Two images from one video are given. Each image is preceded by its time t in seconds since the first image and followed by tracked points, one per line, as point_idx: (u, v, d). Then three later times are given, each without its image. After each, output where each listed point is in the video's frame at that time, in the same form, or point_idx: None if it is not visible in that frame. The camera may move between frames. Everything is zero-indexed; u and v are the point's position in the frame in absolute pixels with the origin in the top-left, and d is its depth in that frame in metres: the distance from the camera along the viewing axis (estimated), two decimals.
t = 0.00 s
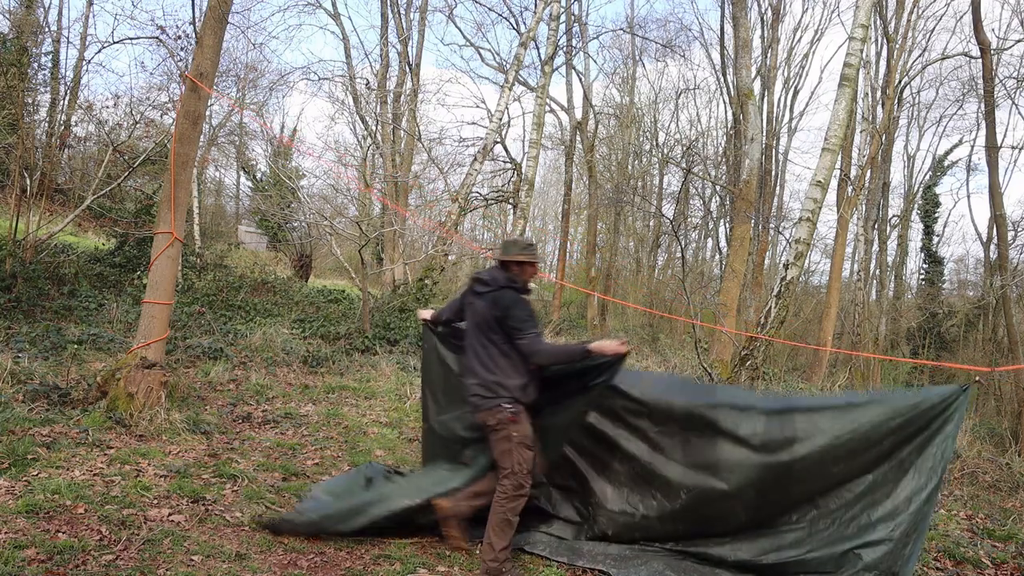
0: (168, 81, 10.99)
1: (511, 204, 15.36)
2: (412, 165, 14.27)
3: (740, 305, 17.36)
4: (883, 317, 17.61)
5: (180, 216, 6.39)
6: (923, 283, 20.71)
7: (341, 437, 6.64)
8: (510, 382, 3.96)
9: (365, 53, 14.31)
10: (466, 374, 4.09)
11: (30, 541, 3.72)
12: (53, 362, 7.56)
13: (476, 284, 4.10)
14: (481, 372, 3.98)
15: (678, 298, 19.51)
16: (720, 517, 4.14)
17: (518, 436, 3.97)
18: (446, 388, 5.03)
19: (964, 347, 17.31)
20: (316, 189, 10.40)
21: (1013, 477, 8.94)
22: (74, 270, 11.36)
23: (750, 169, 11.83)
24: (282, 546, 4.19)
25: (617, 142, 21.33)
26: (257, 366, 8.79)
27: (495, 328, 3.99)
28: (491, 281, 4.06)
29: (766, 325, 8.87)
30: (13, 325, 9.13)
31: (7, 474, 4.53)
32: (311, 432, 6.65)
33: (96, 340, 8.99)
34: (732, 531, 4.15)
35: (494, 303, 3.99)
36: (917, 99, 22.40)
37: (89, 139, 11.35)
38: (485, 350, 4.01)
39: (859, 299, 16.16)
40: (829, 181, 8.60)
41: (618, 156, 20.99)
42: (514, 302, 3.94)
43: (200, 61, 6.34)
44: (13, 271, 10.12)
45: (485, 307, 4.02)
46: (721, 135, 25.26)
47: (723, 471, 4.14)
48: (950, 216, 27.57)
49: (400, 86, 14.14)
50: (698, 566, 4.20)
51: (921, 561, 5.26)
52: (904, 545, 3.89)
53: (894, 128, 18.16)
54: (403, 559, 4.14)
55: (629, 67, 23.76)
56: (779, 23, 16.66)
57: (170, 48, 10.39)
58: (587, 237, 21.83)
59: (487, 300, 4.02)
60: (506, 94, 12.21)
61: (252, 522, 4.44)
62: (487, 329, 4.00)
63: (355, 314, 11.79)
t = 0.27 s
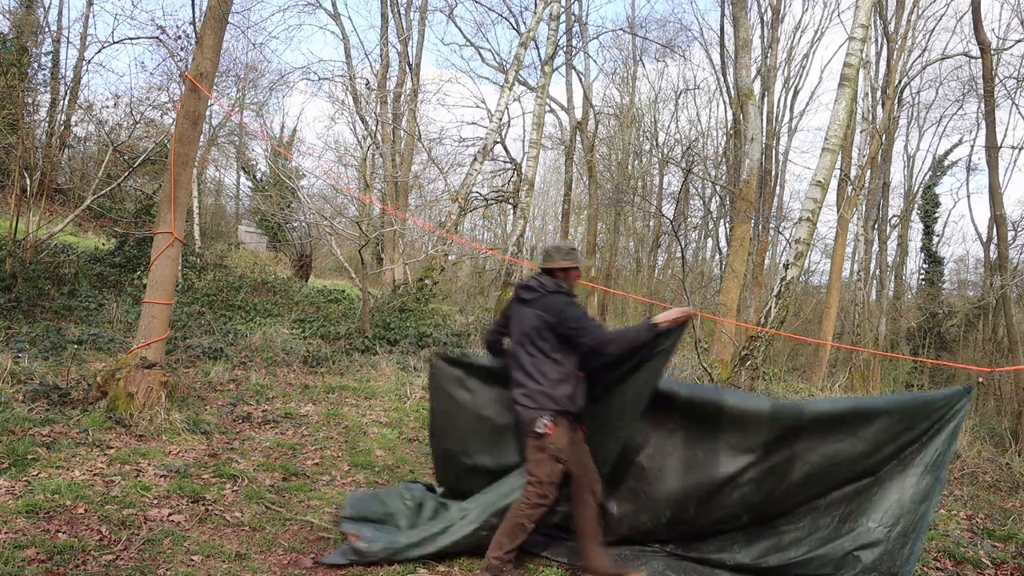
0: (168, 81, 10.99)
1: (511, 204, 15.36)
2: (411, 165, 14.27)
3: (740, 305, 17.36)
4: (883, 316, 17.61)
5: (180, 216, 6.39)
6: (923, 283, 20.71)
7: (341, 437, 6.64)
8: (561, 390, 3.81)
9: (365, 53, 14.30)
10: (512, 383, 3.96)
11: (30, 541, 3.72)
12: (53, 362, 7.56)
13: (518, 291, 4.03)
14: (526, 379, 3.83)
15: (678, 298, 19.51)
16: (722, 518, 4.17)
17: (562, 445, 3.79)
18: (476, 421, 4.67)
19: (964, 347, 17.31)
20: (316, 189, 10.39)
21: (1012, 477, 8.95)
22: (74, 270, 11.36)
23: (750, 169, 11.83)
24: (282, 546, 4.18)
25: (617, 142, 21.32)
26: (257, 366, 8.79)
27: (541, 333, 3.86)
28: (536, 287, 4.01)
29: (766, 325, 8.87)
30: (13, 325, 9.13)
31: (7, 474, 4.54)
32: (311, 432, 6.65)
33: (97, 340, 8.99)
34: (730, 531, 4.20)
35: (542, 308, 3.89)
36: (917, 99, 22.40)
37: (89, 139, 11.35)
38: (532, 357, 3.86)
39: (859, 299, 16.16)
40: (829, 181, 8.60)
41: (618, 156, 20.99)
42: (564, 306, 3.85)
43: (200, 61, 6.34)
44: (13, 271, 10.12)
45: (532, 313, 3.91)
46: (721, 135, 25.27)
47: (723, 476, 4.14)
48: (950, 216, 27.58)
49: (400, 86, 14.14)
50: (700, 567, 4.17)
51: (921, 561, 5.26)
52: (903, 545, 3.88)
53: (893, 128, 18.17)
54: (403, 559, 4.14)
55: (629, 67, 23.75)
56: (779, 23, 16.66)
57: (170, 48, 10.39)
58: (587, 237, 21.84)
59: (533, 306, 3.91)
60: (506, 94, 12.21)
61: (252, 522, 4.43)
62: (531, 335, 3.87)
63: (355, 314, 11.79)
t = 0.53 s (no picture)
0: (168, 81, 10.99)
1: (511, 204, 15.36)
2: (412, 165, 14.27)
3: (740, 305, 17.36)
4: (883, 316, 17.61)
5: (180, 216, 6.39)
6: (923, 283, 20.72)
7: (341, 437, 6.64)
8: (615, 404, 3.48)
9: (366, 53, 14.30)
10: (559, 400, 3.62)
11: (30, 541, 3.72)
12: (53, 362, 7.56)
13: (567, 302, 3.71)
14: (581, 395, 3.49)
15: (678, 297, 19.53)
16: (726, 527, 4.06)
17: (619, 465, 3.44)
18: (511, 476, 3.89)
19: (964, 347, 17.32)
20: (316, 189, 10.39)
21: (1012, 477, 8.95)
22: (74, 270, 11.36)
23: (750, 169, 11.83)
24: (282, 546, 4.18)
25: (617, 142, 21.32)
26: (258, 366, 8.79)
27: (598, 344, 3.53)
28: (586, 297, 3.68)
29: (766, 325, 8.87)
30: (13, 326, 9.13)
31: (7, 474, 4.53)
32: (311, 432, 6.65)
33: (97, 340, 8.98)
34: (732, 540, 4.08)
35: (593, 318, 3.56)
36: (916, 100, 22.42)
37: (89, 139, 11.34)
38: (583, 370, 3.52)
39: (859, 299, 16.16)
40: (829, 181, 8.60)
41: (618, 156, 21.00)
42: (614, 314, 3.55)
43: (200, 61, 6.34)
44: (13, 271, 10.12)
45: (582, 323, 3.58)
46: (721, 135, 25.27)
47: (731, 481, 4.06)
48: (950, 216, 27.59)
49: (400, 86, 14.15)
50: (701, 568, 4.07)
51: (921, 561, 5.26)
52: (906, 556, 3.89)
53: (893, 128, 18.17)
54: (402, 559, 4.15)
55: (629, 67, 23.75)
56: (779, 23, 16.67)
57: (170, 48, 10.38)
58: (587, 237, 21.85)
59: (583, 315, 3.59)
60: (506, 94, 12.21)
61: (252, 522, 4.44)
62: (586, 348, 3.52)
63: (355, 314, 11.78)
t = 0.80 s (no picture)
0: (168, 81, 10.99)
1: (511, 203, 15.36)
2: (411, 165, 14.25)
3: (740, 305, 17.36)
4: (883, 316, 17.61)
5: (180, 216, 6.40)
6: (923, 283, 20.71)
7: (341, 437, 6.64)
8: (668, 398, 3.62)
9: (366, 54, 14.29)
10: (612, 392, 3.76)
11: (30, 541, 3.72)
12: (53, 362, 7.55)
13: (619, 301, 3.88)
14: (631, 391, 3.66)
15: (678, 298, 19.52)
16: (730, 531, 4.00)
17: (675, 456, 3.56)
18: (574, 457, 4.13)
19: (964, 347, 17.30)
20: (315, 189, 10.38)
21: (1012, 477, 8.94)
22: (74, 269, 11.36)
23: (750, 169, 11.83)
24: (282, 546, 4.19)
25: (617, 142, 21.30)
26: (257, 366, 8.79)
27: (648, 340, 3.70)
28: (638, 295, 3.85)
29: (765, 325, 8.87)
30: (12, 325, 9.12)
31: (7, 474, 4.53)
32: (311, 432, 6.65)
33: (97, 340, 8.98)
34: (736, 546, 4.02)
35: (647, 314, 3.74)
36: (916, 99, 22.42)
37: (89, 139, 11.34)
38: (636, 364, 3.69)
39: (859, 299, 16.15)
40: (829, 182, 8.60)
41: (618, 156, 20.99)
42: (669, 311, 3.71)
43: (200, 61, 6.34)
44: (13, 271, 10.11)
45: (635, 320, 3.76)
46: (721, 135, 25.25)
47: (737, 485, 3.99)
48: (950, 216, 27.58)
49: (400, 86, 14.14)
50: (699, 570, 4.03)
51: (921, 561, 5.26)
52: (906, 561, 3.96)
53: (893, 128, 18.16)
54: (403, 559, 4.16)
55: (629, 67, 23.74)
56: (779, 23, 16.67)
57: (169, 48, 10.38)
58: (587, 237, 21.83)
59: (638, 312, 3.77)
60: (506, 94, 12.21)
61: (252, 522, 4.44)
62: (635, 344, 3.71)
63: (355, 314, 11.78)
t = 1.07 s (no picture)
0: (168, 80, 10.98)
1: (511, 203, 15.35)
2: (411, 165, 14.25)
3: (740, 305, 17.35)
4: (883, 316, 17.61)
5: (179, 216, 6.40)
6: (923, 283, 20.71)
7: (341, 437, 6.64)
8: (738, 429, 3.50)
9: (366, 54, 14.29)
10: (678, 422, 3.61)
11: (30, 541, 3.72)
12: (53, 362, 7.55)
13: (686, 325, 3.73)
14: (701, 419, 3.50)
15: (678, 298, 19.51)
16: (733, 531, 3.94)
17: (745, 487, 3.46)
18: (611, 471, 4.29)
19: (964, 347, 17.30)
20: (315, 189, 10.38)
21: (1012, 477, 8.94)
22: (74, 270, 11.35)
23: (750, 169, 11.82)
24: (282, 546, 4.19)
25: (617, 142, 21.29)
26: (257, 366, 8.79)
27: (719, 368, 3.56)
28: (707, 321, 3.68)
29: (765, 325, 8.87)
30: (12, 326, 9.12)
31: (7, 474, 4.53)
32: (311, 432, 6.65)
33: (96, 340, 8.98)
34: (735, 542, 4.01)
35: (716, 341, 3.60)
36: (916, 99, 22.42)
37: (89, 139, 11.34)
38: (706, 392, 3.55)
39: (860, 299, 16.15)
40: (829, 181, 8.60)
41: (618, 156, 20.98)
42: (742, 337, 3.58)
43: (200, 61, 6.34)
44: (13, 271, 10.10)
45: (704, 347, 3.62)
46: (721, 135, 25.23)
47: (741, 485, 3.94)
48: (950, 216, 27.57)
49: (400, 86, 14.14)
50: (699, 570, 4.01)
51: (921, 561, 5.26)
52: (907, 550, 3.96)
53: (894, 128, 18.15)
54: (403, 559, 4.17)
55: (629, 67, 23.73)
56: (779, 23, 16.67)
57: (169, 48, 10.38)
58: (587, 237, 21.83)
59: (707, 340, 3.62)
60: (506, 94, 12.20)
61: (252, 522, 4.44)
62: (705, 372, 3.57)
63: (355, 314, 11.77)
